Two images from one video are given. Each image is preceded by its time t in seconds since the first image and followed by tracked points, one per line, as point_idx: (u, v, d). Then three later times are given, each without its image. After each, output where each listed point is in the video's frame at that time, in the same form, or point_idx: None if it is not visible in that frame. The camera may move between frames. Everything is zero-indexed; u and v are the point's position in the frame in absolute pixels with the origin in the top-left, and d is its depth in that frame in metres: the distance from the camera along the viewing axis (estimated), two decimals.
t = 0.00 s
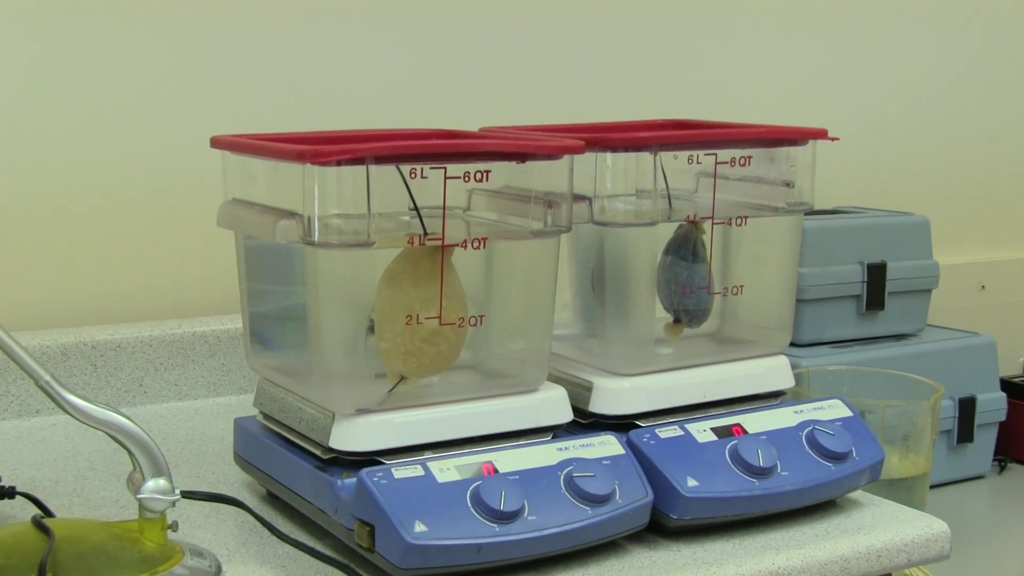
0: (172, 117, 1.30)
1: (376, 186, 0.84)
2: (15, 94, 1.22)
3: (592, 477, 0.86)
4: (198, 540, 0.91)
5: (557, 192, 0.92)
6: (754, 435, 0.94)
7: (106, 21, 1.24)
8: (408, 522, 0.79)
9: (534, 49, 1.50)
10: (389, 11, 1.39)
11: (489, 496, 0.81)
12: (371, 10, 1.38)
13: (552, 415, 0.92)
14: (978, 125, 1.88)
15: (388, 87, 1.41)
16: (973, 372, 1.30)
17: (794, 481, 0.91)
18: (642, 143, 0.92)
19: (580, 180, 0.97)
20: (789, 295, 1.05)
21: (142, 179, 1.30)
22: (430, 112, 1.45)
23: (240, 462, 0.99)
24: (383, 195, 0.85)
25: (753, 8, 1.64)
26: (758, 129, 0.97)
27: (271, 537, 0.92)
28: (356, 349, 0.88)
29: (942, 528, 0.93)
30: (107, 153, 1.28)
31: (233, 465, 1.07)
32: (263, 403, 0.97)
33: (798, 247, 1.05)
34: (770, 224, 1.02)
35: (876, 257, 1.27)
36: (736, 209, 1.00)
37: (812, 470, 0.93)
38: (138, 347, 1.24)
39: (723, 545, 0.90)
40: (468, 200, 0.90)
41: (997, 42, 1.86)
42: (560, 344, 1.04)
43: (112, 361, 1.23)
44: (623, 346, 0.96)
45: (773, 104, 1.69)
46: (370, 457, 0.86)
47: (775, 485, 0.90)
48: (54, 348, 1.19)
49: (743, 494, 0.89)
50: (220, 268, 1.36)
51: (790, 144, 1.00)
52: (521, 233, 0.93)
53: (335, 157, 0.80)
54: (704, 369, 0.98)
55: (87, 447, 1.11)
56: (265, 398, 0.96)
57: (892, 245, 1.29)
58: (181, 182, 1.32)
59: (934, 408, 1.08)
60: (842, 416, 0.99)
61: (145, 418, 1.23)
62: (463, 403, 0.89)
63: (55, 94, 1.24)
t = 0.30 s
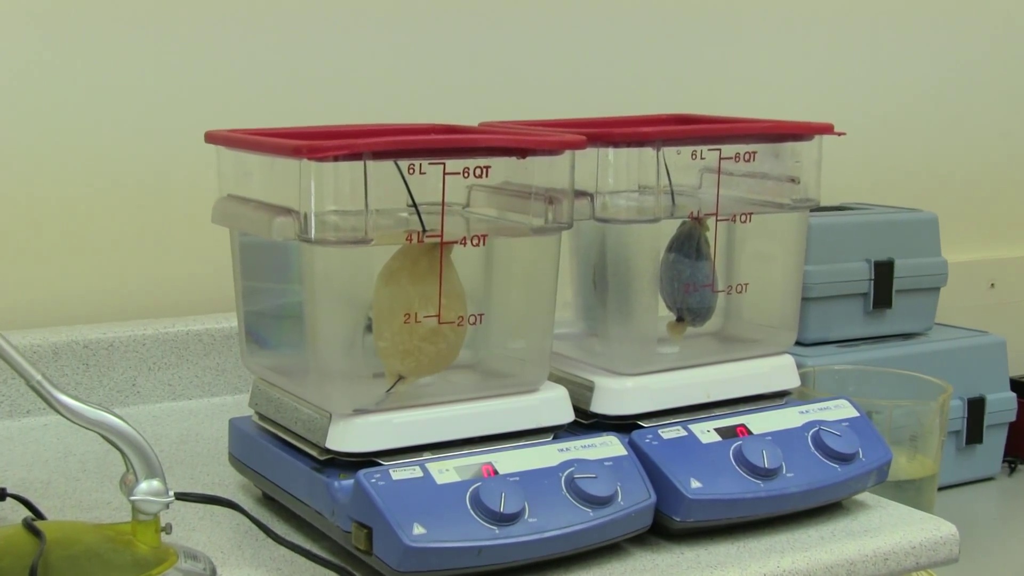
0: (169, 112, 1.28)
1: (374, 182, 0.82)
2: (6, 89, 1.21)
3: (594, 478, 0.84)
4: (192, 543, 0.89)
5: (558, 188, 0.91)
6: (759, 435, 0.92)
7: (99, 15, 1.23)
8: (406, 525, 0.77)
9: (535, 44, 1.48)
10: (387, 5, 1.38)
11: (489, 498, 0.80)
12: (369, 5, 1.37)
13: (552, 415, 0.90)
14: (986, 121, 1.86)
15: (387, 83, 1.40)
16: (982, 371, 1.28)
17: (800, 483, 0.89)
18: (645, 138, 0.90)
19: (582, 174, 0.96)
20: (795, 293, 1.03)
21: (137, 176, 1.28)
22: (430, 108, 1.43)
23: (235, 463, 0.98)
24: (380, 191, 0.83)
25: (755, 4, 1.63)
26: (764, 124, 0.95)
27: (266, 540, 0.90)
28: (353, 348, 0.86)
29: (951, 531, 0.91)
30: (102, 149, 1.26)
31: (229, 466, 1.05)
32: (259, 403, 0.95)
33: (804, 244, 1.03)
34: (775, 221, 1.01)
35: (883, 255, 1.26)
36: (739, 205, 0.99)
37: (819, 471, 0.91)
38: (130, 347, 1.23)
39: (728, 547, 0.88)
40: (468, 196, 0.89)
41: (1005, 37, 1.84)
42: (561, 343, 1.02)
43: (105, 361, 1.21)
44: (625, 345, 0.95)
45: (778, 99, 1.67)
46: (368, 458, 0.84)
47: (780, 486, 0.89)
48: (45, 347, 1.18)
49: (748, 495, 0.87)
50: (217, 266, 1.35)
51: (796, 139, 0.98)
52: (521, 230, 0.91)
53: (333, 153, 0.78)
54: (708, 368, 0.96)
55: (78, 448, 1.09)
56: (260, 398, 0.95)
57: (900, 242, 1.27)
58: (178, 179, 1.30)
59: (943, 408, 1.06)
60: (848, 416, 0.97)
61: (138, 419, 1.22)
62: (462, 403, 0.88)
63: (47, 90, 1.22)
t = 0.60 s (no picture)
0: (165, 107, 1.27)
1: (372, 177, 0.81)
2: None
3: (596, 479, 0.83)
4: (187, 545, 0.87)
5: (560, 183, 0.89)
6: (764, 436, 0.91)
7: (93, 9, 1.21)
8: (404, 527, 0.76)
9: (537, 39, 1.47)
10: None
11: (489, 499, 0.78)
12: None
13: (553, 415, 0.89)
14: (992, 117, 1.84)
15: (387, 78, 1.38)
16: (992, 370, 1.27)
17: (805, 484, 0.88)
18: (648, 133, 0.88)
19: (584, 171, 0.94)
20: (800, 291, 1.01)
21: (132, 172, 1.27)
22: (430, 104, 1.41)
23: (230, 464, 0.96)
24: (378, 187, 0.82)
25: None
26: (768, 119, 0.93)
27: (263, 542, 0.88)
28: (350, 347, 0.84)
29: (959, 533, 0.90)
30: (98, 145, 1.25)
31: (225, 468, 1.04)
32: (255, 403, 0.93)
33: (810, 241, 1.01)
34: (780, 217, 0.99)
35: (889, 252, 1.24)
36: (744, 202, 0.97)
37: (824, 473, 0.89)
38: (124, 345, 1.21)
39: (732, 550, 0.87)
40: (466, 193, 0.88)
41: (1011, 32, 1.82)
42: (562, 342, 1.01)
43: (98, 360, 1.20)
44: (628, 344, 0.93)
45: (781, 95, 1.65)
46: (365, 460, 0.83)
47: (785, 487, 0.87)
48: (37, 346, 1.16)
49: (753, 497, 0.86)
50: (213, 263, 1.33)
51: (802, 134, 0.96)
52: (522, 226, 0.89)
53: (330, 148, 0.77)
54: (712, 368, 0.94)
55: (71, 449, 1.07)
56: (256, 398, 0.93)
57: (906, 239, 1.25)
58: (174, 175, 1.29)
59: (951, 409, 1.06)
60: (854, 416, 0.96)
61: (131, 419, 1.20)
62: (461, 403, 0.86)
63: (40, 85, 1.21)
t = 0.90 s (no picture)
0: (161, 102, 1.26)
1: (371, 172, 0.79)
2: None
3: (598, 481, 0.81)
4: (181, 548, 0.86)
5: (561, 179, 0.87)
6: (768, 436, 0.89)
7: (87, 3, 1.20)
8: (403, 528, 0.74)
9: (539, 34, 1.45)
10: None
11: (489, 501, 0.77)
12: None
13: (554, 416, 0.87)
14: (1001, 113, 1.82)
15: (387, 73, 1.37)
16: (1002, 370, 1.25)
17: (811, 485, 0.86)
18: (651, 127, 0.86)
19: (585, 167, 0.92)
20: (806, 290, 1.00)
21: (127, 169, 1.26)
22: (430, 100, 1.40)
23: (225, 464, 0.95)
24: (377, 183, 0.80)
25: None
26: (773, 114, 0.92)
27: (258, 545, 0.87)
28: (348, 346, 0.83)
29: (967, 535, 0.88)
30: (93, 140, 1.23)
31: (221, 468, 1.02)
32: (251, 403, 0.92)
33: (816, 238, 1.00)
34: (785, 214, 0.97)
35: (895, 249, 1.23)
36: (748, 198, 0.96)
37: (830, 474, 0.88)
38: (118, 344, 1.20)
39: (736, 552, 0.85)
40: (467, 188, 0.85)
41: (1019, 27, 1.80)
42: (564, 341, 0.99)
43: (90, 359, 1.18)
44: (631, 343, 0.91)
45: (786, 90, 1.63)
46: (363, 460, 0.81)
47: (790, 489, 0.86)
48: (29, 345, 1.15)
49: (757, 499, 0.84)
50: (210, 261, 1.32)
51: (807, 129, 0.95)
52: (524, 223, 0.88)
53: (327, 143, 0.75)
54: (716, 367, 0.93)
55: (63, 450, 1.06)
56: (252, 398, 0.92)
57: (913, 236, 1.23)
58: (170, 171, 1.28)
59: (960, 409, 1.03)
60: (861, 416, 0.94)
61: (124, 420, 1.19)
62: (460, 403, 0.85)
63: (33, 80, 1.19)
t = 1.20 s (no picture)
0: (158, 98, 1.24)
1: (368, 168, 0.77)
2: None
3: (600, 483, 0.79)
4: (175, 551, 0.84)
5: (562, 176, 0.85)
6: (773, 438, 0.87)
7: None
8: (401, 531, 0.73)
9: (540, 29, 1.44)
10: None
11: (488, 504, 0.75)
12: None
13: (555, 417, 0.85)
14: (1009, 110, 1.80)
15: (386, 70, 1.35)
16: (1012, 370, 1.24)
17: (816, 488, 0.85)
18: (655, 123, 0.85)
19: (586, 163, 0.91)
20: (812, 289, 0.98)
21: (123, 166, 1.24)
22: (430, 97, 1.38)
23: (220, 466, 0.93)
24: (374, 179, 0.78)
25: None
26: (779, 109, 0.90)
27: (254, 548, 0.85)
28: (345, 345, 0.81)
29: (976, 539, 0.87)
30: (88, 137, 1.22)
31: (215, 471, 1.01)
32: (246, 404, 0.90)
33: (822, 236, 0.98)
34: (790, 212, 0.96)
35: (901, 247, 1.21)
36: (753, 195, 0.94)
37: (836, 476, 0.86)
38: (111, 344, 1.18)
39: (741, 556, 0.83)
40: (466, 185, 0.84)
41: None
42: (565, 340, 0.97)
43: (83, 359, 1.17)
44: (633, 342, 0.90)
45: (791, 85, 1.62)
46: (360, 462, 0.80)
47: (796, 491, 0.84)
48: (20, 345, 1.13)
49: (762, 501, 0.83)
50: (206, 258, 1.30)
51: (812, 125, 0.93)
52: (524, 221, 0.86)
53: (324, 140, 0.73)
54: (720, 368, 0.91)
55: (54, 451, 1.04)
56: (248, 398, 0.90)
57: (920, 234, 1.22)
58: (167, 167, 1.26)
59: (968, 410, 1.02)
60: (867, 417, 0.92)
61: (118, 420, 1.17)
62: (459, 404, 0.83)
63: (26, 76, 1.18)
